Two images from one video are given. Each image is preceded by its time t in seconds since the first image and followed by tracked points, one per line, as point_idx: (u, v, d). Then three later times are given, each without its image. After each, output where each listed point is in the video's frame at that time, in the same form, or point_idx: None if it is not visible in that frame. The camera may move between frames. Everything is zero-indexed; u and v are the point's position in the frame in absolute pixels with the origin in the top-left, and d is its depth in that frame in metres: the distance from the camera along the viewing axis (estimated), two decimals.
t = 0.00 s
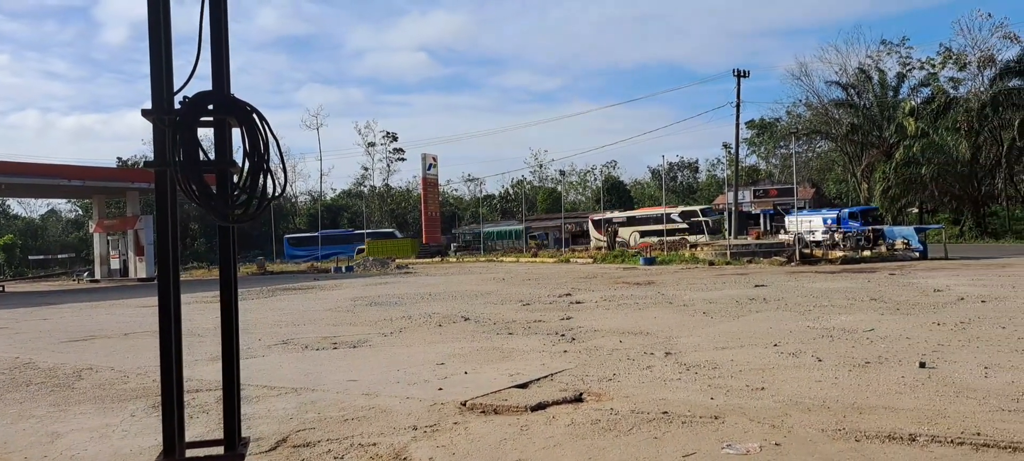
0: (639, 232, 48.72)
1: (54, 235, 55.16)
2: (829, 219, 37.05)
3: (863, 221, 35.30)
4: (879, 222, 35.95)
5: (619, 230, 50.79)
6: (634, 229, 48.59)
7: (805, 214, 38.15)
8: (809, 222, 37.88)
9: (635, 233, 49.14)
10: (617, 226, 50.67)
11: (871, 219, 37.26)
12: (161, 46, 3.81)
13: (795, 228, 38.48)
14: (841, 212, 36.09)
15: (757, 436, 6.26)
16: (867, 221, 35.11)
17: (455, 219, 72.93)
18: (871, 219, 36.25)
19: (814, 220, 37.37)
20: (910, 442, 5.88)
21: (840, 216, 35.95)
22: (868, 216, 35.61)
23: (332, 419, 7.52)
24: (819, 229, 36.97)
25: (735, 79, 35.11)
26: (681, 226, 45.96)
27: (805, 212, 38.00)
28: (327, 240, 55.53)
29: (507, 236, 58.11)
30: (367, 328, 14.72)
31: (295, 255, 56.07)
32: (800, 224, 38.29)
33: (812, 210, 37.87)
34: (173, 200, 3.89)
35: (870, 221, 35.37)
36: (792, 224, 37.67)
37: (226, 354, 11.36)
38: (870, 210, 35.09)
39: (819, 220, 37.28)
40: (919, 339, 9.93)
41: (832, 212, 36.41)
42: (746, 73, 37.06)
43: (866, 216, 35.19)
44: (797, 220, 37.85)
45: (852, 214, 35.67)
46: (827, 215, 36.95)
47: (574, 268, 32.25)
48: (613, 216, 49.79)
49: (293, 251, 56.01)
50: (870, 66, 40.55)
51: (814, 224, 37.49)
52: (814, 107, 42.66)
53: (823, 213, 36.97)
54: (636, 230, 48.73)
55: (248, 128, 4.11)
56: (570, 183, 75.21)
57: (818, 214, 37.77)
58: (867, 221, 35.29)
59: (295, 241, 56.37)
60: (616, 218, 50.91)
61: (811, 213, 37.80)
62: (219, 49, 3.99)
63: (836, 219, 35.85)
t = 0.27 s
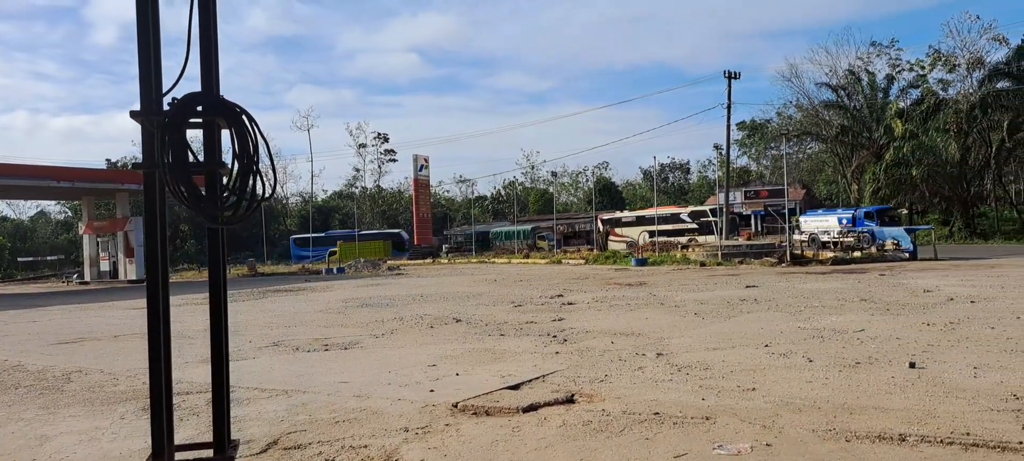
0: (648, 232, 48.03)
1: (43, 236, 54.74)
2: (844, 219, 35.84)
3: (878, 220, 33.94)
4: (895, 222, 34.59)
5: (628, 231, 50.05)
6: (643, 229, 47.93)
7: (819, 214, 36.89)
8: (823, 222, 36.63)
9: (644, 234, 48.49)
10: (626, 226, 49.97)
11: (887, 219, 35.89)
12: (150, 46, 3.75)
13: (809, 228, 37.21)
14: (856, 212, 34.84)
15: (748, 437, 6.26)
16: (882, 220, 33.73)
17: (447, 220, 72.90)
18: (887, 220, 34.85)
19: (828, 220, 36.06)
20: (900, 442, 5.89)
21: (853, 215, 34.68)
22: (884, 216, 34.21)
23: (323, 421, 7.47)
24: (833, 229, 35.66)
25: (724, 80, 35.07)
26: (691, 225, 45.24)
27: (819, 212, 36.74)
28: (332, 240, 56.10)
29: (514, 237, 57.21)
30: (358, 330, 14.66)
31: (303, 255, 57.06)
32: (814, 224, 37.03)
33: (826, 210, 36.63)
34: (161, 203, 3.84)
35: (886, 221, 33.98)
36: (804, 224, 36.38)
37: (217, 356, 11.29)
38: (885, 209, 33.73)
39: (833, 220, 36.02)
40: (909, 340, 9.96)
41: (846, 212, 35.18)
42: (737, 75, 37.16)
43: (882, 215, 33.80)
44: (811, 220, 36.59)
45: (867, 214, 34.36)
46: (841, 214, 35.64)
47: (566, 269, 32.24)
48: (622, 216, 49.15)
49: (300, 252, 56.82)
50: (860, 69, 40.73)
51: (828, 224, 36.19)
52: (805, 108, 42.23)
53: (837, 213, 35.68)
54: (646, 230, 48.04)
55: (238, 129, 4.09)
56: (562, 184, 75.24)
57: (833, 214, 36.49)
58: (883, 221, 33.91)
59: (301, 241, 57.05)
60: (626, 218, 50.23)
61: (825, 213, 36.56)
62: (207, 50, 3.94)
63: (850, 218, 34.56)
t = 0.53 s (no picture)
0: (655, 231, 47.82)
1: (26, 238, 54.05)
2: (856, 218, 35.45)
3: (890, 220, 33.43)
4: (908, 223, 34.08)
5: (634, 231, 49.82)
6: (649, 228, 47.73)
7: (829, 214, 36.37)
8: (834, 222, 36.14)
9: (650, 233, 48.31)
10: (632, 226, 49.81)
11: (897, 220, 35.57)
12: (134, 47, 3.69)
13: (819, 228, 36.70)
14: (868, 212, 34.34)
15: (735, 437, 6.26)
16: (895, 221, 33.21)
17: (434, 221, 72.77)
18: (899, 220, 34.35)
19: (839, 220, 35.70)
20: (885, 442, 5.91)
21: (864, 214, 34.21)
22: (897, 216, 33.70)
23: (310, 423, 7.39)
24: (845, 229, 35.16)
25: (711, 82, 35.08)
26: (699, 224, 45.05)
27: (830, 211, 36.20)
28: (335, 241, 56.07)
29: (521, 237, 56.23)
30: (345, 331, 14.56)
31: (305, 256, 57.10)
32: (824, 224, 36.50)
33: (835, 209, 36.14)
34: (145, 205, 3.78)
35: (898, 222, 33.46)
36: (814, 223, 35.80)
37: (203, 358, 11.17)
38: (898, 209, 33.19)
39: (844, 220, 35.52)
40: (894, 340, 10.02)
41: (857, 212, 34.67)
42: (724, 76, 37.31)
43: (894, 215, 33.28)
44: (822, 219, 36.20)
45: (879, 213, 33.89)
46: (853, 213, 35.31)
47: (554, 270, 32.21)
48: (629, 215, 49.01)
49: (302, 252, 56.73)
50: (846, 71, 41.05)
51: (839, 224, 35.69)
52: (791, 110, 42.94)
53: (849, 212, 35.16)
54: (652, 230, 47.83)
55: (222, 131, 4.02)
56: (550, 185, 75.31)
57: (843, 213, 35.99)
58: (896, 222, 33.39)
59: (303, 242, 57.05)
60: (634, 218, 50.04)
61: (835, 212, 36.03)
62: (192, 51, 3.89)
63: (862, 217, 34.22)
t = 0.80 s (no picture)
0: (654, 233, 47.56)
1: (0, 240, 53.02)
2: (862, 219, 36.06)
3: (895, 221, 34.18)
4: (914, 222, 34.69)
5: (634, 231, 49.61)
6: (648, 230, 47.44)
7: (835, 215, 37.29)
8: (840, 223, 37.07)
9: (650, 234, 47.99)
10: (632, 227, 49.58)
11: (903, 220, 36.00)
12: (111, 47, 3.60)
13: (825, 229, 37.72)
14: (873, 213, 35.18)
15: (715, 438, 6.25)
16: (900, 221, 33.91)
17: (416, 223, 72.59)
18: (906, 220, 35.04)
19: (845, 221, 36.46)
20: (863, 442, 5.93)
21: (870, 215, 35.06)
22: (902, 216, 34.36)
23: (290, 427, 7.28)
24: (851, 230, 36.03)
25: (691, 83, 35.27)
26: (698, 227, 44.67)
27: (836, 213, 37.12)
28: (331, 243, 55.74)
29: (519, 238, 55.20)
30: (326, 334, 14.41)
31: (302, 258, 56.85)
32: (831, 225, 37.50)
33: (842, 210, 37.09)
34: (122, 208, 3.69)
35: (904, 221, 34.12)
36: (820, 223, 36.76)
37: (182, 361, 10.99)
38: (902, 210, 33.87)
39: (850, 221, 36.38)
40: (872, 341, 10.09)
41: (863, 213, 35.49)
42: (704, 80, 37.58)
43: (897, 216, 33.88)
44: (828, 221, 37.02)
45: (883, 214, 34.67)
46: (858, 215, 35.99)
47: (536, 272, 32.22)
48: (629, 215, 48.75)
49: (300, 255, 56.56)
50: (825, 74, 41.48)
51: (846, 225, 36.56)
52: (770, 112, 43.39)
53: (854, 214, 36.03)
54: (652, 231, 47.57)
55: (200, 132, 3.91)
56: (532, 187, 75.41)
57: (849, 214, 36.85)
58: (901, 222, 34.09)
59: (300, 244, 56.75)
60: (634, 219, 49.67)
61: (841, 214, 36.94)
62: (170, 51, 3.79)
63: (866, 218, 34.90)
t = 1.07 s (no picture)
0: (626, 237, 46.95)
1: None
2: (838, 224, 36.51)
3: (871, 225, 34.73)
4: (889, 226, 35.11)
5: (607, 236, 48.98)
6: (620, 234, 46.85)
7: (810, 220, 37.96)
8: (816, 228, 37.71)
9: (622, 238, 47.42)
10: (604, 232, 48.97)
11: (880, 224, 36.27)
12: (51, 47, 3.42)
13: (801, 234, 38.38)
14: (848, 218, 35.84)
15: (667, 442, 6.23)
16: (874, 226, 34.52)
17: (369, 229, 71.74)
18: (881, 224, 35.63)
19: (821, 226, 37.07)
20: (811, 443, 5.98)
21: (845, 219, 35.65)
22: (877, 221, 34.96)
23: (238, 437, 7.00)
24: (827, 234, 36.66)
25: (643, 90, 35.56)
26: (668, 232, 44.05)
27: (811, 218, 37.79)
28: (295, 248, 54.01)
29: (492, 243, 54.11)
30: (276, 342, 14.02)
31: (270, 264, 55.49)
32: (806, 230, 38.16)
33: (817, 215, 37.78)
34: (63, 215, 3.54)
35: (878, 226, 34.73)
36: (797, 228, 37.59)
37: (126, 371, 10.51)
38: (876, 214, 34.46)
39: (826, 226, 36.98)
40: (819, 344, 10.27)
41: (838, 218, 36.16)
42: (657, 87, 38.06)
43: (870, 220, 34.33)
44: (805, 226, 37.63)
45: (859, 218, 35.22)
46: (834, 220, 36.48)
47: (491, 278, 32.06)
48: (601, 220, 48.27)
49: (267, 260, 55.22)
50: (773, 83, 42.50)
51: (821, 230, 37.17)
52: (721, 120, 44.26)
53: (830, 218, 36.64)
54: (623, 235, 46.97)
55: (146, 140, 3.91)
56: (486, 192, 75.28)
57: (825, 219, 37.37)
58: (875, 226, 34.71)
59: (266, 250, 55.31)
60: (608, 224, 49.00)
61: (817, 219, 37.62)
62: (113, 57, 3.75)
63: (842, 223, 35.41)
